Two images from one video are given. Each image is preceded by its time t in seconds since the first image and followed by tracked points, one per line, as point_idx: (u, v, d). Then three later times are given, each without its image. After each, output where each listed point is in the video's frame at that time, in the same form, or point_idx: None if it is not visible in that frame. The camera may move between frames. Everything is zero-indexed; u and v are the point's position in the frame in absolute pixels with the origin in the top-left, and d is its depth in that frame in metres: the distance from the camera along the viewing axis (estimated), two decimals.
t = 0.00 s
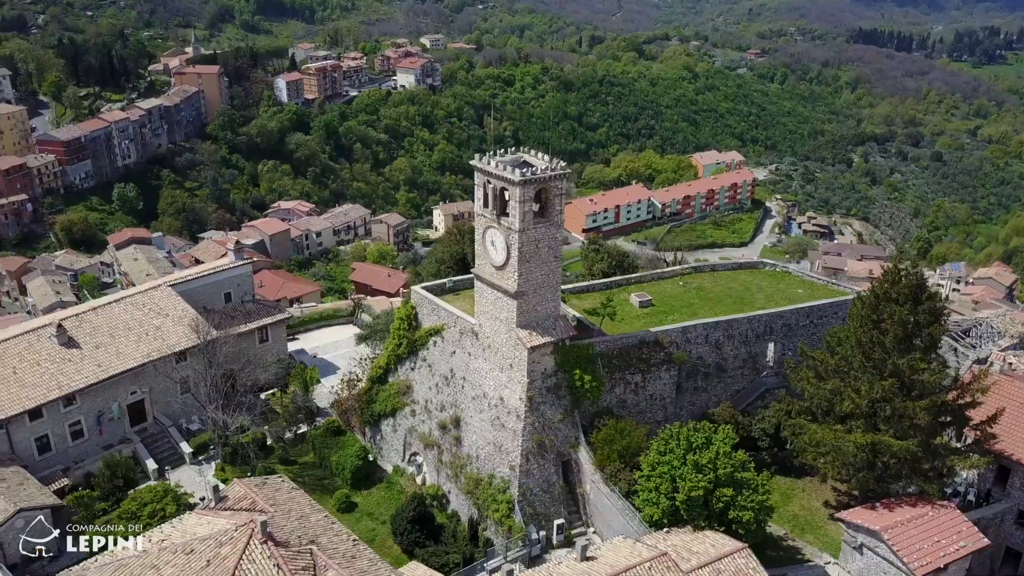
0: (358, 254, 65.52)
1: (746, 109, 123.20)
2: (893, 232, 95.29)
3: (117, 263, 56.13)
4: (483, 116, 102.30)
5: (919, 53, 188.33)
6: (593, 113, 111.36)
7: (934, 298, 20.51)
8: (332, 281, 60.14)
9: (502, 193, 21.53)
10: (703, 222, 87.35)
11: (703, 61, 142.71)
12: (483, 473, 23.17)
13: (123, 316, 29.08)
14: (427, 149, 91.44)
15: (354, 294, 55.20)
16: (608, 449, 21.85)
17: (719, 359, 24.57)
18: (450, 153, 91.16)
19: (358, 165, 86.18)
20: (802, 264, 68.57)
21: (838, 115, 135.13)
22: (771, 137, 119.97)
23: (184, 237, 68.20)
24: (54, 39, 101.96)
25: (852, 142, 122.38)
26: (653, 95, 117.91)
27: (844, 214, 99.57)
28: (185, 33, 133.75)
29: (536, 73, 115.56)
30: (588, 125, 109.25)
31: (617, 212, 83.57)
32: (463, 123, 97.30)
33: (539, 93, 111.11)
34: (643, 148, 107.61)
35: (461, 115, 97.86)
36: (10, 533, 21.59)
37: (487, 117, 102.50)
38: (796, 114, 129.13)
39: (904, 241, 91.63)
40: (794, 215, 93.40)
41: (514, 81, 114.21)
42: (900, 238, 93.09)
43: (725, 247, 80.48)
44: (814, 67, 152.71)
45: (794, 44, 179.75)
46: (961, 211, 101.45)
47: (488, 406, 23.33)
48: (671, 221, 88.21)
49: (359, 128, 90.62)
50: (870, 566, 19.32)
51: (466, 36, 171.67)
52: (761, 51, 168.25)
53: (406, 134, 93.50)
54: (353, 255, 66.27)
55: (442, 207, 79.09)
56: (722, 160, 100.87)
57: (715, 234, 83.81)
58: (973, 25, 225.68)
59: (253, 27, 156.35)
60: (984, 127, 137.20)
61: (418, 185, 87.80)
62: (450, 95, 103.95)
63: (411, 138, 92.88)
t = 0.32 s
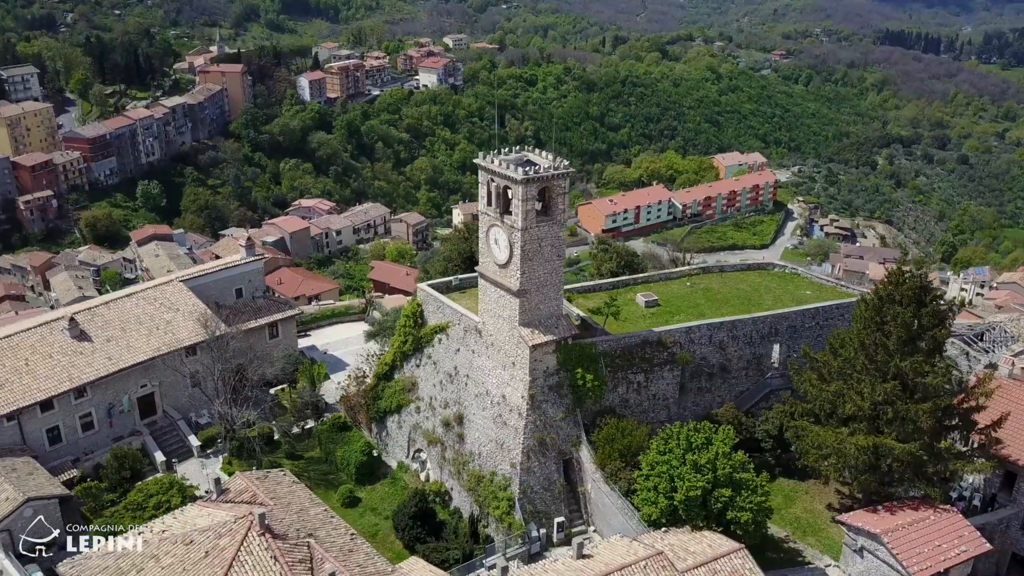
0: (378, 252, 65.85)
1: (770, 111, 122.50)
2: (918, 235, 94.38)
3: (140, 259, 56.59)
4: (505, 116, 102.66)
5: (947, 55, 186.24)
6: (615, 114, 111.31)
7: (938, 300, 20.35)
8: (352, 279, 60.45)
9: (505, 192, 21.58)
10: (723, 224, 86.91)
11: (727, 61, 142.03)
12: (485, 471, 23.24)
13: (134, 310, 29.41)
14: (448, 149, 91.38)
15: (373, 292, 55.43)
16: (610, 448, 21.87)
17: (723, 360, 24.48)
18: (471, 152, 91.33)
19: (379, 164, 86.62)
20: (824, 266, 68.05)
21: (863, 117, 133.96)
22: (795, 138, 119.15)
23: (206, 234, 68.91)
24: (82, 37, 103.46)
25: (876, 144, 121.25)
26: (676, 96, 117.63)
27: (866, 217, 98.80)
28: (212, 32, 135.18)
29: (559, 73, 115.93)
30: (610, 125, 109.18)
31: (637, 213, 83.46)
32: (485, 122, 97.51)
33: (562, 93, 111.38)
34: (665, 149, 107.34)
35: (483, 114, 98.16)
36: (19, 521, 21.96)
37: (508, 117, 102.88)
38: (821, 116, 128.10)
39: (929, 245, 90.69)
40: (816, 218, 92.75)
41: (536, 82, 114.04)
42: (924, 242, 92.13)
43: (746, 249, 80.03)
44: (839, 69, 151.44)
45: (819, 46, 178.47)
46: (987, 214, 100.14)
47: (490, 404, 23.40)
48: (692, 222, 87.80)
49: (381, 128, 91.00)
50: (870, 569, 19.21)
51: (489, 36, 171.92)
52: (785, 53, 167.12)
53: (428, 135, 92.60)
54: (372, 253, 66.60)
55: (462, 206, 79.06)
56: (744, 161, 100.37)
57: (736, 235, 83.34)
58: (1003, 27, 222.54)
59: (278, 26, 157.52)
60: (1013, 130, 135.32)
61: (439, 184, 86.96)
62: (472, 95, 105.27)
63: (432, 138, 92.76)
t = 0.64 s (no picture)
0: (397, 251, 66.16)
1: (793, 113, 121.87)
2: (941, 239, 93.74)
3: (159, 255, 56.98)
4: (526, 117, 104.37)
5: (975, 57, 184.21)
6: (636, 115, 111.59)
7: (941, 302, 20.19)
8: (370, 277, 60.72)
9: (508, 190, 21.63)
10: (744, 226, 86.37)
11: (750, 62, 141.39)
12: (486, 468, 23.31)
13: (145, 305, 29.76)
14: (468, 149, 93.01)
15: (390, 290, 55.67)
16: (610, 446, 21.83)
17: (726, 361, 24.41)
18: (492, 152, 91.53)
19: (399, 164, 87.05)
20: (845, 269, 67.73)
21: (888, 119, 132.89)
22: (818, 140, 118.40)
23: (227, 231, 69.52)
24: (109, 36, 104.75)
25: (901, 147, 120.29)
26: (698, 97, 117.40)
27: (889, 219, 98.26)
28: (237, 32, 136.57)
29: (580, 74, 116.92)
30: (631, 126, 109.28)
31: (656, 214, 83.17)
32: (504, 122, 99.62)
33: (583, 93, 112.92)
34: (686, 150, 107.07)
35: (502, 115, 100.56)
36: (26, 511, 22.42)
37: (529, 117, 104.46)
38: (846, 117, 127.18)
39: (953, 250, 89.97)
40: (838, 220, 92.23)
41: (558, 82, 116.21)
42: (948, 246, 91.42)
43: (766, 251, 79.58)
44: (865, 70, 150.25)
45: (844, 47, 177.15)
46: (1013, 219, 99.03)
47: (492, 402, 23.46)
48: (712, 223, 87.27)
49: (402, 128, 91.43)
50: (869, 572, 19.08)
51: (511, 36, 172.15)
52: (810, 54, 166.17)
53: (449, 134, 95.16)
54: (391, 252, 66.93)
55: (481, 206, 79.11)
56: (766, 163, 99.79)
57: (757, 237, 82.83)
58: None
59: (302, 25, 158.51)
60: None
61: (459, 184, 87.54)
62: (494, 96, 105.57)
63: (453, 138, 94.51)
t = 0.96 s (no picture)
0: (416, 250, 66.44)
1: (818, 114, 121.11)
2: (967, 243, 92.93)
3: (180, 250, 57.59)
4: (548, 117, 104.73)
5: (1006, 58, 181.76)
6: (659, 115, 111.33)
7: (945, 304, 20.02)
8: (389, 276, 61.05)
9: (511, 188, 21.69)
10: (766, 228, 85.69)
11: (774, 64, 140.47)
12: (488, 465, 23.37)
13: (157, 300, 30.13)
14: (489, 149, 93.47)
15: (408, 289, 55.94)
16: (611, 445, 21.79)
17: (730, 362, 24.33)
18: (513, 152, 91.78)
19: (421, 163, 87.47)
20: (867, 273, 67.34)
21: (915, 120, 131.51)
22: (843, 142, 117.58)
23: (248, 228, 70.09)
24: (136, 35, 106.10)
25: (927, 150, 119.08)
26: (722, 99, 116.95)
27: (915, 222, 97.43)
28: (263, 31, 137.79)
29: (603, 74, 116.88)
30: (654, 128, 109.16)
31: (677, 215, 82.71)
32: (527, 122, 100.75)
33: (606, 93, 112.57)
34: (709, 151, 106.71)
35: (525, 115, 101.56)
36: (35, 500, 22.85)
37: (551, 117, 104.74)
38: (872, 120, 126.06)
39: (979, 254, 89.10)
40: (861, 223, 91.57)
41: (580, 82, 116.21)
42: (974, 251, 90.55)
43: (788, 255, 79.28)
44: (892, 71, 148.68)
45: (871, 48, 175.54)
46: None
47: (495, 399, 23.53)
48: (734, 225, 86.61)
49: (424, 127, 91.89)
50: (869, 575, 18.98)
51: (535, 36, 172.22)
52: (836, 55, 164.90)
53: (469, 133, 95.17)
54: (411, 251, 67.19)
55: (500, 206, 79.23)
56: (788, 165, 99.17)
57: (779, 240, 82.35)
58: None
59: (327, 24, 159.64)
60: None
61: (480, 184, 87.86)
62: (515, 96, 105.55)
63: (474, 137, 95.02)
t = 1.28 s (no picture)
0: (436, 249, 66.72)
1: (844, 116, 120.27)
2: (994, 248, 91.93)
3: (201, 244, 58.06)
4: (571, 117, 105.09)
5: None
6: (682, 116, 111.03)
7: (950, 306, 19.81)
8: (409, 274, 61.35)
9: (514, 187, 21.73)
10: (788, 230, 85.09)
11: (800, 65, 139.48)
12: (490, 463, 23.43)
13: (170, 295, 30.49)
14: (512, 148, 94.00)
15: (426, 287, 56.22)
16: (612, 444, 21.78)
17: (734, 363, 24.24)
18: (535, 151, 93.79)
19: (443, 163, 87.86)
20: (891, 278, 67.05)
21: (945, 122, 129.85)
22: (869, 145, 116.70)
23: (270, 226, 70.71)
24: (164, 33, 107.49)
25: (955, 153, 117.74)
26: (746, 100, 116.44)
27: (940, 227, 96.51)
28: (289, 31, 138.98)
29: (627, 74, 116.43)
30: (677, 129, 108.96)
31: (699, 216, 82.38)
32: (550, 122, 101.66)
33: (629, 94, 112.42)
34: (732, 153, 106.32)
35: (548, 115, 102.47)
36: (44, 490, 23.25)
37: (574, 118, 105.13)
38: (899, 122, 124.91)
39: (1005, 259, 88.10)
40: (885, 226, 90.84)
41: (603, 82, 116.08)
42: (1001, 255, 89.52)
43: (810, 258, 79.02)
44: (922, 73, 146.81)
45: (900, 50, 173.93)
46: None
47: (498, 397, 23.60)
48: (756, 227, 86.07)
49: (446, 127, 92.42)
50: None
51: (560, 36, 172.29)
52: (863, 58, 163.61)
53: (492, 133, 96.73)
54: (431, 250, 67.45)
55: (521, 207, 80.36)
56: (812, 167, 98.45)
57: (801, 243, 81.86)
58: None
59: (352, 24, 160.91)
60: None
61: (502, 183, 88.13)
62: (538, 96, 105.64)
63: (496, 137, 95.52)
